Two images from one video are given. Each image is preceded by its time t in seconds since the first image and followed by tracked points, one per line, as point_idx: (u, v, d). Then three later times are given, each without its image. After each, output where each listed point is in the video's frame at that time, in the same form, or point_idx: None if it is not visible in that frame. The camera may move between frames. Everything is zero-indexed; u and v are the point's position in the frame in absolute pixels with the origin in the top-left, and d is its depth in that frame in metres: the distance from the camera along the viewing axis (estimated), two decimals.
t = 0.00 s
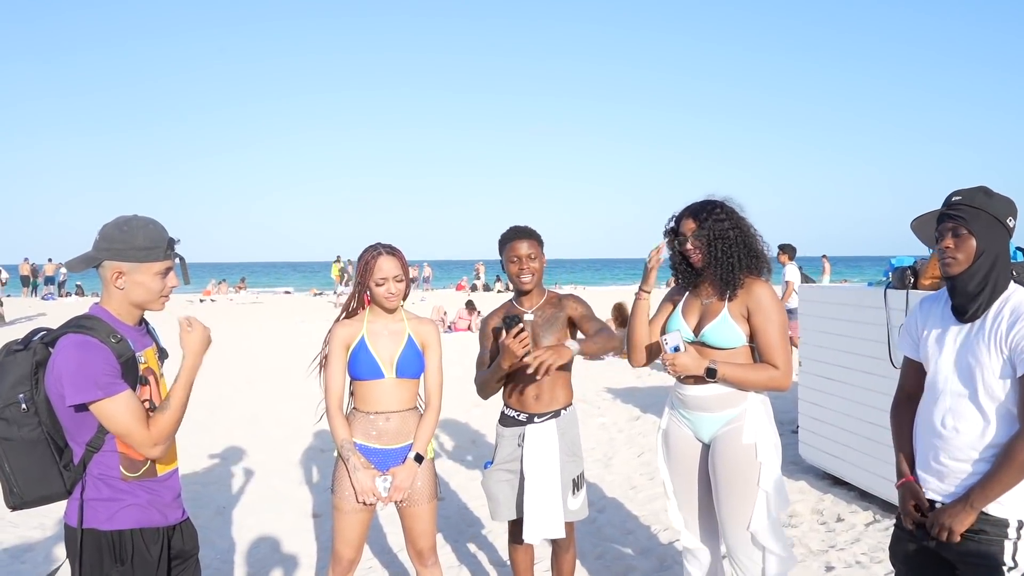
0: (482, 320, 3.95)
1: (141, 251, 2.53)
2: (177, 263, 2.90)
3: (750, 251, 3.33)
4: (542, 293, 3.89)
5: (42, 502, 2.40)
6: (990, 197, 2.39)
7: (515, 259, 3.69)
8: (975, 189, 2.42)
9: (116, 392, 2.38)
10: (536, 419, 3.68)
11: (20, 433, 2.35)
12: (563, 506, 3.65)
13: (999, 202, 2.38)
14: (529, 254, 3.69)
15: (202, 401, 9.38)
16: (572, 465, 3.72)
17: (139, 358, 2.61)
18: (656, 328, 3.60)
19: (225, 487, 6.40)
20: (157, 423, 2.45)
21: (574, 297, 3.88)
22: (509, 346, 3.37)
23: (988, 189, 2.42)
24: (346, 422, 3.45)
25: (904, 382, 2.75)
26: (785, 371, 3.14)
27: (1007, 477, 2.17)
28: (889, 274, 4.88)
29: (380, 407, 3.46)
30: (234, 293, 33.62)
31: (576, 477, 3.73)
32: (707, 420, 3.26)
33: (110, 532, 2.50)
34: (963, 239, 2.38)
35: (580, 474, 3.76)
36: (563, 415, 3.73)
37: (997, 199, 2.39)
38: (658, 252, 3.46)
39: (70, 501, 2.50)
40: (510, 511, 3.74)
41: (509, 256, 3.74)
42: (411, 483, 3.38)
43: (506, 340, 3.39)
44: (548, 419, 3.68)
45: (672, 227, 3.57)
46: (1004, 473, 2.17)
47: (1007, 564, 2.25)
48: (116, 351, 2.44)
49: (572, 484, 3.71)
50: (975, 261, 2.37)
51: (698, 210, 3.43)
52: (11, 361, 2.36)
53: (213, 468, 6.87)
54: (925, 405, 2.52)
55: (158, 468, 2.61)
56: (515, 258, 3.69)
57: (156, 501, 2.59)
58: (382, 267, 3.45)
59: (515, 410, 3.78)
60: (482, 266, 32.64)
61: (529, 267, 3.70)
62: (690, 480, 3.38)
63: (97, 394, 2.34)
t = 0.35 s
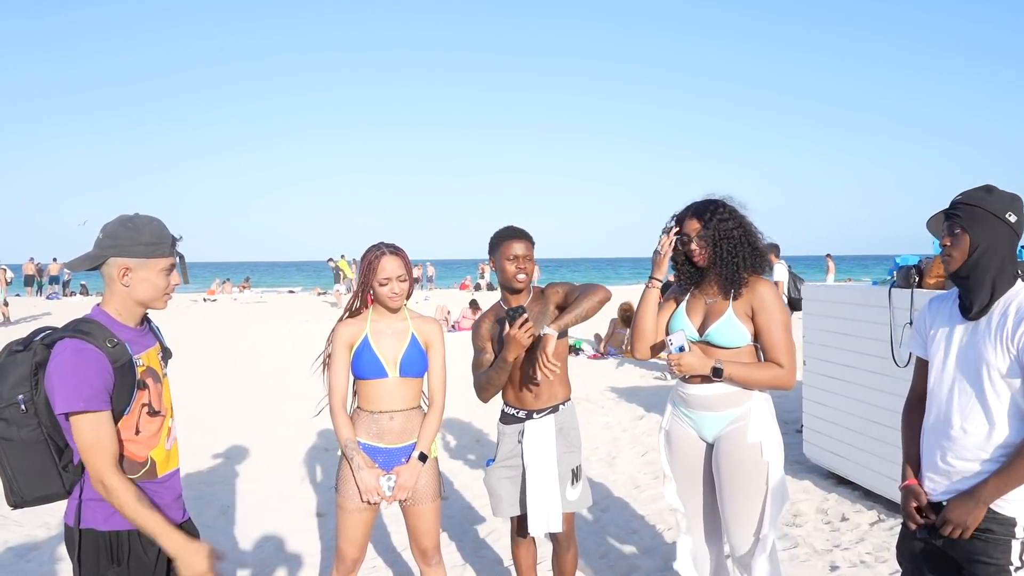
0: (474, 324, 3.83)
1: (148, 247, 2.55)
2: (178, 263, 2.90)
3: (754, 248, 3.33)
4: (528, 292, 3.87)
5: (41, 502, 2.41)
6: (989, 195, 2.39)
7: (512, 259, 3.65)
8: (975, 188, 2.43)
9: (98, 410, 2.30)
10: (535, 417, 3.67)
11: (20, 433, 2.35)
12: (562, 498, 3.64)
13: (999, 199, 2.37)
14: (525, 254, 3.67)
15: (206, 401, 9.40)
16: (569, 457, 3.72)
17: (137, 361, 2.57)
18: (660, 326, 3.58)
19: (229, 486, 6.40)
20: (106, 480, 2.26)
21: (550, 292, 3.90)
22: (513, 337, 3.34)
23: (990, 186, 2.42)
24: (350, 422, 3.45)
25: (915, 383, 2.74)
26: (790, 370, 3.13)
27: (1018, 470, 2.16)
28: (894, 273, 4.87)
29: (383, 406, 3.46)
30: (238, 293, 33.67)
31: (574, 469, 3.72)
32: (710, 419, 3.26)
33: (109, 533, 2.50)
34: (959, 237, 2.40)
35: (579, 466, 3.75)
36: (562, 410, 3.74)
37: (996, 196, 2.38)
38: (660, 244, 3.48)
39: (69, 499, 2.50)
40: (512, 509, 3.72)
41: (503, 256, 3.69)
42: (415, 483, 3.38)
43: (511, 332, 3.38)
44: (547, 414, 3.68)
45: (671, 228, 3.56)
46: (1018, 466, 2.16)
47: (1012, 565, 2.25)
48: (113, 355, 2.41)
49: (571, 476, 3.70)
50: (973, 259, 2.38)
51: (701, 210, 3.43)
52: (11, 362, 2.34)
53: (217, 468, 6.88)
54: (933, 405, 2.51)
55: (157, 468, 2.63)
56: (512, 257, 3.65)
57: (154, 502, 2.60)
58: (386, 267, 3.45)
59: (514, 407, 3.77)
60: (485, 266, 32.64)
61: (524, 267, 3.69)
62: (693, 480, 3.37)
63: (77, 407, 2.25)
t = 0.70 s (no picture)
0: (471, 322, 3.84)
1: (159, 244, 2.56)
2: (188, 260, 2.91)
3: (759, 249, 3.33)
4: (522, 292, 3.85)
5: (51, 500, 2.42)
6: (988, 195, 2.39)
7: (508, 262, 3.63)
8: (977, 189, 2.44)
9: (88, 410, 2.28)
10: (539, 415, 3.67)
11: (28, 431, 2.34)
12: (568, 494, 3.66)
13: (998, 199, 2.37)
14: (521, 256, 3.64)
15: (207, 399, 9.41)
16: (574, 454, 3.73)
17: (145, 362, 2.56)
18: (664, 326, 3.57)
19: (231, 485, 6.41)
20: (47, 478, 2.23)
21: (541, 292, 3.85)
22: (520, 335, 3.32)
23: (991, 188, 2.43)
24: (352, 420, 3.45)
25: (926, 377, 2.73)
26: (792, 368, 3.12)
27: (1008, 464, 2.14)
28: (896, 271, 4.86)
29: (386, 404, 3.46)
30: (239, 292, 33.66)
31: (579, 466, 3.74)
32: (712, 418, 3.25)
33: (117, 531, 2.50)
34: (958, 237, 2.41)
35: (582, 464, 3.76)
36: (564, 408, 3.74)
37: (995, 196, 2.37)
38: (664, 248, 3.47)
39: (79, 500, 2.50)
40: (516, 507, 3.72)
41: (498, 257, 3.66)
42: (417, 481, 3.39)
43: (517, 330, 3.35)
44: (551, 412, 3.68)
45: (681, 221, 3.56)
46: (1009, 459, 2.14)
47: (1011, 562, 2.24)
48: (118, 355, 2.41)
49: (576, 472, 3.72)
50: (972, 258, 2.38)
51: (709, 209, 3.41)
52: (20, 361, 2.34)
53: (220, 467, 6.89)
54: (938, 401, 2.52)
55: (166, 467, 2.63)
56: (508, 259, 3.62)
57: (163, 501, 2.60)
58: (387, 266, 3.45)
59: (516, 406, 3.75)
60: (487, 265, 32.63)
61: (518, 269, 3.68)
62: (695, 478, 3.37)
63: (77, 408, 2.26)
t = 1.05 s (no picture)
0: (472, 325, 3.84)
1: (153, 243, 2.56)
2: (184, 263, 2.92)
3: (762, 256, 3.32)
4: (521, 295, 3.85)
5: (51, 503, 2.41)
6: (983, 198, 2.38)
7: (507, 266, 3.65)
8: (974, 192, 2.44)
9: (94, 412, 2.29)
10: (541, 418, 3.66)
11: (27, 435, 2.33)
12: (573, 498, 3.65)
13: (992, 203, 2.36)
14: (520, 260, 3.65)
15: (207, 402, 9.40)
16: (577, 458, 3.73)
17: (143, 363, 2.56)
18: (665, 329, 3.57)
19: (231, 487, 6.41)
20: (74, 482, 2.26)
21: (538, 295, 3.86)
22: (528, 339, 3.34)
23: (985, 190, 2.42)
24: (352, 422, 3.45)
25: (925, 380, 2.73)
26: (792, 371, 3.12)
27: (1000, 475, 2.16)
28: (895, 274, 4.86)
29: (386, 407, 3.46)
30: (239, 294, 33.67)
31: (582, 470, 3.73)
32: (712, 421, 3.25)
33: (118, 535, 2.49)
34: (954, 242, 2.41)
35: (585, 469, 3.75)
36: (566, 412, 3.73)
37: (989, 200, 2.37)
38: (677, 261, 3.44)
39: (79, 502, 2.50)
40: (520, 511, 3.71)
41: (497, 262, 3.67)
42: (417, 483, 3.38)
43: (525, 334, 3.37)
44: (554, 416, 3.68)
45: (689, 216, 3.58)
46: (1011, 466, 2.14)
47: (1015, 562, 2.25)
48: (117, 356, 2.41)
49: (580, 477, 3.71)
50: (967, 262, 2.38)
51: (718, 210, 3.40)
52: (18, 364, 2.33)
53: (220, 469, 6.89)
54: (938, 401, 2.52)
55: (165, 469, 2.63)
56: (508, 263, 3.64)
57: (161, 503, 2.60)
58: (387, 269, 3.45)
59: (518, 410, 3.74)
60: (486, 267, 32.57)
61: (519, 273, 3.68)
62: (695, 481, 3.37)
63: (79, 410, 2.25)
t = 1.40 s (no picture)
0: (475, 328, 3.86)
1: (135, 242, 2.55)
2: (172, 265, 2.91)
3: (767, 260, 3.31)
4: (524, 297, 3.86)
5: (46, 506, 2.38)
6: (964, 202, 2.44)
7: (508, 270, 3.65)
8: (954, 195, 2.48)
9: (88, 412, 2.30)
10: (542, 421, 3.67)
11: (19, 438, 2.31)
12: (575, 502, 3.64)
13: (975, 207, 2.42)
14: (520, 263, 3.65)
15: (207, 403, 9.41)
16: (579, 462, 3.73)
17: (132, 364, 2.57)
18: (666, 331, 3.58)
19: (230, 489, 6.40)
20: (85, 482, 2.27)
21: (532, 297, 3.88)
22: (530, 340, 3.35)
23: (963, 193, 2.47)
24: (352, 424, 3.45)
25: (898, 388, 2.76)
26: (791, 374, 3.12)
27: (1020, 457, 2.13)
28: (894, 276, 4.86)
29: (385, 409, 3.46)
30: (239, 295, 33.67)
31: (584, 474, 3.73)
32: (712, 423, 3.26)
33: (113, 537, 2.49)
34: (937, 243, 2.44)
35: (586, 471, 3.76)
36: (566, 415, 3.74)
37: (971, 204, 2.43)
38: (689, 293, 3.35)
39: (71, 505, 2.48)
40: (521, 514, 3.70)
41: (496, 265, 3.69)
42: (417, 485, 3.39)
43: (526, 335, 3.38)
44: (554, 419, 3.68)
45: (694, 216, 3.60)
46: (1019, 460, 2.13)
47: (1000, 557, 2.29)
48: (107, 356, 2.41)
49: (582, 481, 3.71)
50: (948, 264, 2.43)
51: (722, 212, 3.41)
52: (7, 367, 2.32)
53: (219, 470, 6.89)
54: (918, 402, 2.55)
55: (156, 470, 2.63)
56: (508, 267, 3.65)
57: (154, 504, 2.60)
58: (388, 271, 3.46)
59: (520, 412, 3.73)
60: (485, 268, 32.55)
61: (520, 276, 3.69)
62: (696, 483, 3.38)
63: (68, 410, 2.24)
